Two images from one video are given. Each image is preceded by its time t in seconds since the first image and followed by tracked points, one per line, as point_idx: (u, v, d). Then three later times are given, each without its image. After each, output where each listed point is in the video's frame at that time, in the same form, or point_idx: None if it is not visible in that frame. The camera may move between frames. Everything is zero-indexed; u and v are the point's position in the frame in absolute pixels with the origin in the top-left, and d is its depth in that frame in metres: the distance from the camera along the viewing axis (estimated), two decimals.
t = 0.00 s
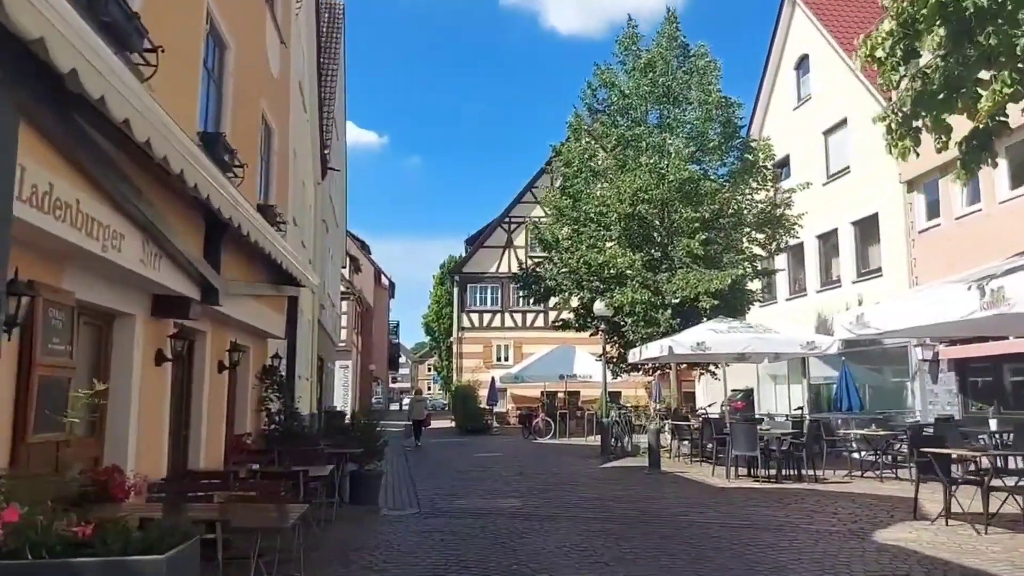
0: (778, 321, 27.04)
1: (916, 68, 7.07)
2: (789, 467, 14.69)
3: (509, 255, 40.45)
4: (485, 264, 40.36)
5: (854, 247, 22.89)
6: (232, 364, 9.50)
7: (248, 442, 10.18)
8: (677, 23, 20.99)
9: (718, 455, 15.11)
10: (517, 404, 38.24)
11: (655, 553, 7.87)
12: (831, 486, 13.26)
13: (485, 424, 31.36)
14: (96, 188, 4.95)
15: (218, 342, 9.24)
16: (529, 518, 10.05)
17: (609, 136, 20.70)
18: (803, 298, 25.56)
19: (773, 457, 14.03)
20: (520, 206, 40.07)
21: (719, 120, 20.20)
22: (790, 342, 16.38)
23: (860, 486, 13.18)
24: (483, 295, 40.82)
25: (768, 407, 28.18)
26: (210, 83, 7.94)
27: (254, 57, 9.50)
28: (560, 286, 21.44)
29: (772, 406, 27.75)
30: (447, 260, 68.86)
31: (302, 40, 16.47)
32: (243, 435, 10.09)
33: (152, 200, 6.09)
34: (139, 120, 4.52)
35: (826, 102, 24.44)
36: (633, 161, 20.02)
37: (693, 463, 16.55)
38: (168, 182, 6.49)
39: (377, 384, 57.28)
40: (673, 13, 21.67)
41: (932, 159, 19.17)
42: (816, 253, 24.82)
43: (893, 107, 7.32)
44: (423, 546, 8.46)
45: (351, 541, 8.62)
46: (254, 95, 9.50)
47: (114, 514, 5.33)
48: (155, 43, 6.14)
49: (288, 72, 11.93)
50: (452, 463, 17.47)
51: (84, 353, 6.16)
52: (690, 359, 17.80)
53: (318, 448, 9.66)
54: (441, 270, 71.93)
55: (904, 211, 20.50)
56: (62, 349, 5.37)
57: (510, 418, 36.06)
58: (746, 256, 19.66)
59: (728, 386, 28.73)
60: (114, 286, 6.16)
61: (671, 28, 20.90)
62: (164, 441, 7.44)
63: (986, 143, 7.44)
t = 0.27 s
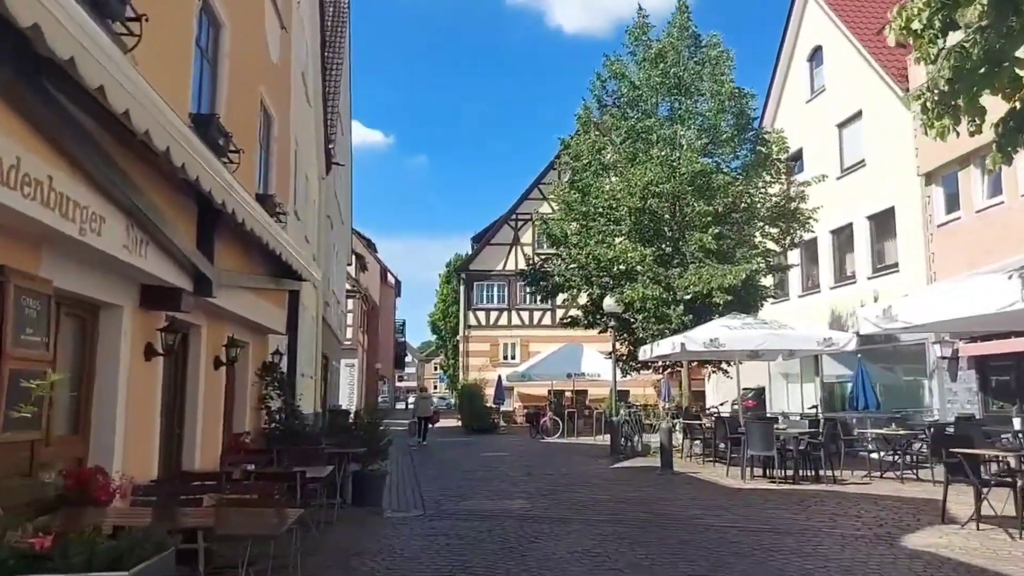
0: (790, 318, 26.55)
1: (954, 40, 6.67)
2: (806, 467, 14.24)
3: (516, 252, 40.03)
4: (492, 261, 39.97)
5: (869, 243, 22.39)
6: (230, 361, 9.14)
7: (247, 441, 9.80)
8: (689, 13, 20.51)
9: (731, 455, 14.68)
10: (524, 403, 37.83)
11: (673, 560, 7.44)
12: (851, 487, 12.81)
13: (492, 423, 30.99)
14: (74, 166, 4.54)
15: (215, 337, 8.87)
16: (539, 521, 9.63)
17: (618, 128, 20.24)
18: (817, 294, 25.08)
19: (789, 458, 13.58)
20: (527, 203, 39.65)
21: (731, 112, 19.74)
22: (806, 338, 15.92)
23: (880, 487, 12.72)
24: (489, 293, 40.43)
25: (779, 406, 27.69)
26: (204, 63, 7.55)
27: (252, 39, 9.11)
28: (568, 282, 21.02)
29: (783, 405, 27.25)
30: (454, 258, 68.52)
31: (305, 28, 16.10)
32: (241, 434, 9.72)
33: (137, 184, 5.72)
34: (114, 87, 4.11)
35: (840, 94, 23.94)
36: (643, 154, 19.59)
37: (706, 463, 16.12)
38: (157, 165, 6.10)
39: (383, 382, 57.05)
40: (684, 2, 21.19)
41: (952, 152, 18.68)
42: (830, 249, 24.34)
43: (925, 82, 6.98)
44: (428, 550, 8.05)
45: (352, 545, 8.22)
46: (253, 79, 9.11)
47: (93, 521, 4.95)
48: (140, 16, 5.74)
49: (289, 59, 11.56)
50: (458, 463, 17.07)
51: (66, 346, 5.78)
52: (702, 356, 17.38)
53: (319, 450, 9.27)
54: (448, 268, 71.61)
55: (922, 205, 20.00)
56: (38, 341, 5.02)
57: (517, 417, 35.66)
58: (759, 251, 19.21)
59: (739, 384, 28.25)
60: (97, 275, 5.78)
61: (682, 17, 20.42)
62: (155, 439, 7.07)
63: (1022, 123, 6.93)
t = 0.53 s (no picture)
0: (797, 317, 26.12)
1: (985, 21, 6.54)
2: (817, 470, 13.82)
3: (520, 252, 39.67)
4: (495, 261, 39.60)
5: (878, 241, 21.96)
6: (219, 359, 8.77)
7: (238, 442, 9.44)
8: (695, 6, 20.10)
9: (739, 458, 14.27)
10: (528, 404, 37.43)
11: (683, 569, 7.03)
12: (864, 490, 12.39)
13: (496, 424, 30.61)
14: (33, 144, 4.18)
15: (203, 335, 8.51)
16: (542, 526, 9.24)
17: (623, 123, 19.83)
18: (825, 293, 24.65)
19: (800, 460, 13.17)
20: (530, 202, 39.28)
21: (738, 106, 19.35)
22: (817, 337, 15.49)
23: (895, 491, 12.29)
24: (493, 292, 40.05)
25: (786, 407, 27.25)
26: (188, 45, 7.16)
27: (242, 23, 8.75)
28: (572, 280, 20.63)
29: (791, 406, 26.81)
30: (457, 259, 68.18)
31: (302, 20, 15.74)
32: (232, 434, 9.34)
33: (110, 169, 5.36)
34: (69, 50, 3.77)
35: (849, 89, 23.51)
36: (648, 150, 19.19)
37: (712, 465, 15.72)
38: (131, 147, 5.70)
39: (386, 383, 56.71)
40: None
41: (965, 146, 18.27)
42: (838, 247, 23.91)
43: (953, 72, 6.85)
44: (424, 557, 7.66)
45: (344, 551, 7.83)
46: (243, 66, 8.75)
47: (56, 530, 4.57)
48: None
49: (284, 48, 11.20)
50: (458, 465, 16.69)
51: (33, 341, 5.42)
52: (709, 356, 16.98)
53: (312, 452, 8.90)
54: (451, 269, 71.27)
55: (933, 201, 19.57)
56: None
57: (520, 418, 35.26)
58: (767, 248, 18.80)
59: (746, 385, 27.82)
60: (67, 265, 5.40)
61: (688, 10, 20.01)
62: (135, 439, 6.69)
63: None
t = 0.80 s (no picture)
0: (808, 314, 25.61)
1: None
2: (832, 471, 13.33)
3: (525, 248, 39.25)
4: (501, 258, 39.18)
5: (892, 236, 21.42)
6: (208, 355, 8.37)
7: (229, 442, 9.04)
8: None
9: (751, 458, 13.80)
10: (533, 402, 36.99)
11: None
12: (882, 492, 11.90)
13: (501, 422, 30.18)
14: None
15: (191, 329, 8.11)
16: (546, 530, 8.80)
17: (630, 115, 19.35)
18: (837, 289, 24.14)
19: (814, 461, 12.69)
20: (536, 198, 38.82)
21: (748, 97, 18.84)
22: (831, 334, 15.00)
23: (914, 493, 11.81)
24: (498, 289, 39.62)
25: (797, 406, 26.73)
26: (167, 18, 6.71)
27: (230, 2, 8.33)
28: (578, 276, 20.17)
29: (802, 405, 26.30)
30: (463, 256, 67.80)
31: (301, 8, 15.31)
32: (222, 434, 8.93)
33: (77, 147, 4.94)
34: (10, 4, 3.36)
35: (861, 80, 22.95)
36: (656, 142, 18.71)
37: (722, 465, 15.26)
38: (100, 123, 5.27)
39: (391, 380, 56.37)
40: None
41: (982, 137, 17.74)
42: (850, 242, 23.38)
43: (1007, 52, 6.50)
44: (421, 565, 7.23)
45: (337, 558, 7.41)
46: (232, 47, 8.33)
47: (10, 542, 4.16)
48: None
49: (278, 32, 10.77)
50: (462, 464, 16.27)
51: None
52: (720, 353, 16.50)
53: (305, 453, 8.48)
54: (457, 266, 70.88)
55: (949, 194, 19.04)
56: None
57: (525, 417, 34.83)
58: (779, 242, 18.30)
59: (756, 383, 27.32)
60: (32, 252, 5.00)
61: None
62: (112, 439, 6.29)
63: None
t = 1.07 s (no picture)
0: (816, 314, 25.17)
1: None
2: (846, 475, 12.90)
3: (528, 248, 38.88)
4: (503, 257, 38.79)
5: (903, 234, 20.99)
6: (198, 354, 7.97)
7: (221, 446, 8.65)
8: None
9: (763, 461, 13.38)
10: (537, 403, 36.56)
11: None
12: (900, 496, 11.47)
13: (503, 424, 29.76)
14: None
15: (180, 327, 7.72)
16: (553, 538, 8.39)
17: (636, 110, 18.94)
18: (845, 289, 23.71)
19: (829, 465, 12.27)
20: (539, 197, 38.43)
21: (756, 91, 18.45)
22: (844, 333, 14.57)
23: (933, 498, 11.37)
24: (500, 289, 39.22)
25: (805, 407, 26.29)
26: None
27: None
28: (582, 275, 19.74)
29: (809, 406, 25.86)
30: (465, 256, 67.41)
31: None
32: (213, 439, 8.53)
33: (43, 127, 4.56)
34: None
35: (870, 75, 22.54)
36: (662, 137, 18.30)
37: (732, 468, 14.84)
38: (69, 102, 4.91)
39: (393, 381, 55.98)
40: None
41: (997, 132, 17.32)
42: (860, 239, 22.95)
43: None
44: None
45: (332, 569, 7.01)
46: (220, 31, 7.96)
47: None
48: None
49: (273, 21, 10.40)
50: (464, 468, 15.87)
51: None
52: (729, 353, 16.07)
53: (299, 458, 8.08)
54: (459, 266, 70.51)
55: (963, 190, 18.61)
56: None
57: (528, 418, 34.40)
58: (788, 240, 17.87)
59: (763, 384, 26.87)
60: None
61: None
62: (89, 443, 5.92)
63: None
